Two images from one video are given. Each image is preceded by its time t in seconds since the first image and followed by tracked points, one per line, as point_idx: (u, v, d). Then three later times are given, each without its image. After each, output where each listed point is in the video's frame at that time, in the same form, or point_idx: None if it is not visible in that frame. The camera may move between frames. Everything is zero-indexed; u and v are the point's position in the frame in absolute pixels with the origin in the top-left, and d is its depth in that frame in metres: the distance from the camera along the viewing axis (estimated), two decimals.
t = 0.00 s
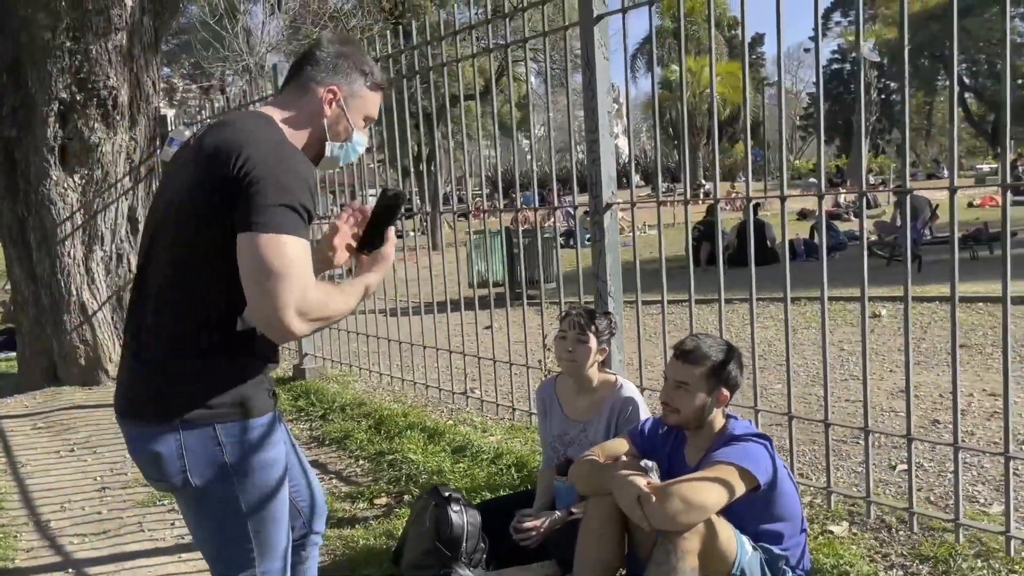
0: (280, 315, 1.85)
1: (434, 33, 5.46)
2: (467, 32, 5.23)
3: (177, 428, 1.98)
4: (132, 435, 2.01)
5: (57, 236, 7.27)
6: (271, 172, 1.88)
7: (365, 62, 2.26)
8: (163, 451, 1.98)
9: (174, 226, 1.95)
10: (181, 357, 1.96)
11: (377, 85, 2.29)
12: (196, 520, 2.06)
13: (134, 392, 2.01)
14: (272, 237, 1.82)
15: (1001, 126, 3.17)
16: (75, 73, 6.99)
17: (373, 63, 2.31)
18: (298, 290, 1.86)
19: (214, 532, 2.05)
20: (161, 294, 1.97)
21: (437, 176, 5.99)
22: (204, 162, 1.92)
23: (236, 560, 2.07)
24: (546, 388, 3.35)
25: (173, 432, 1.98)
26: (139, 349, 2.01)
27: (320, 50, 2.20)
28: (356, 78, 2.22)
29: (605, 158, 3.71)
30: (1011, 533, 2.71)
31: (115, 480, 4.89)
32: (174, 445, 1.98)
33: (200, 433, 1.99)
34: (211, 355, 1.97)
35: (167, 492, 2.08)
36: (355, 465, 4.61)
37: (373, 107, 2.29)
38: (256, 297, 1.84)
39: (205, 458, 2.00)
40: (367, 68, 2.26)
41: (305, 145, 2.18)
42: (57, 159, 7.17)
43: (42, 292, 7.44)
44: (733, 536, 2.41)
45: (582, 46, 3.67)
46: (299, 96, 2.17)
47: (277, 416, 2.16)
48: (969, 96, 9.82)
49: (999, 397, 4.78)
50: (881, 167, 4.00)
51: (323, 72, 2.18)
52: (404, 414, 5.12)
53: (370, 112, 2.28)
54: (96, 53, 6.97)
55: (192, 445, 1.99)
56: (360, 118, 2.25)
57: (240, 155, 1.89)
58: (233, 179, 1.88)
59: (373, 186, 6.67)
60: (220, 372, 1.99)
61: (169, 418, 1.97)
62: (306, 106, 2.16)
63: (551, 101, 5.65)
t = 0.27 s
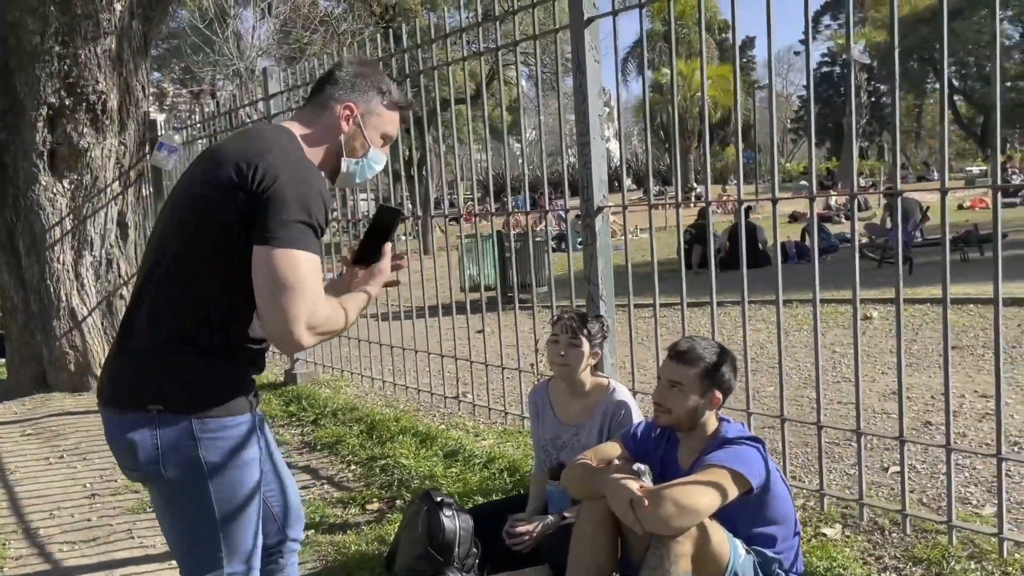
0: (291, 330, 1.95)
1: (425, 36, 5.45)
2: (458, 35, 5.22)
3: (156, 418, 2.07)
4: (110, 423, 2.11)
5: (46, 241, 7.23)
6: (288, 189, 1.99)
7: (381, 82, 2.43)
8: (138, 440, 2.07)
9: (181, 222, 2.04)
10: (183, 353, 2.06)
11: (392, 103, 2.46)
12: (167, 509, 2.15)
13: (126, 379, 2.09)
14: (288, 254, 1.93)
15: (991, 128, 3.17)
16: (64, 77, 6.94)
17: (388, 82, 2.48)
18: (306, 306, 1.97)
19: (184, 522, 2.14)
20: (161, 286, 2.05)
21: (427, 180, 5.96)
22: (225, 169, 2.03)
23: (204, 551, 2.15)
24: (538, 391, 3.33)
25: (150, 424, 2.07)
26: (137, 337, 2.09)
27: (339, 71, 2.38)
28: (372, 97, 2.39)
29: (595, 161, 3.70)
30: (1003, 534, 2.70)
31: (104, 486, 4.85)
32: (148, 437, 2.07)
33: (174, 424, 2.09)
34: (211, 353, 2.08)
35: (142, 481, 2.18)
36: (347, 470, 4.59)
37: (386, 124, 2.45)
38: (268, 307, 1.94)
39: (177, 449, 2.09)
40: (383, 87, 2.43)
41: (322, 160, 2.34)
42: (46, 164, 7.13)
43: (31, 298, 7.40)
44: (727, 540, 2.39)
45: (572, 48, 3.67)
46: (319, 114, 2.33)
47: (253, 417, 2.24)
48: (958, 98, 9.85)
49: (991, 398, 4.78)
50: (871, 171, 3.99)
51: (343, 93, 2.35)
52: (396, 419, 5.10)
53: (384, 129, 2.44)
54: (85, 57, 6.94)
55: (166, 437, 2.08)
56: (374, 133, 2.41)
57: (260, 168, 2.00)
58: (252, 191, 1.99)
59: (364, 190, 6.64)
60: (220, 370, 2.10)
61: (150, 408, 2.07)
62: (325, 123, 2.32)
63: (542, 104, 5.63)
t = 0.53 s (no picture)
0: (321, 335, 2.03)
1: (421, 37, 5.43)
2: (455, 36, 5.20)
3: (164, 409, 2.12)
4: (120, 411, 2.16)
5: (42, 243, 7.20)
6: (313, 191, 2.04)
7: (398, 87, 2.49)
8: (145, 429, 2.12)
9: (200, 211, 2.11)
10: (190, 347, 2.12)
11: (409, 107, 2.52)
12: (167, 502, 2.18)
13: (139, 362, 2.14)
14: (321, 262, 2.01)
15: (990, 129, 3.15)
16: (60, 79, 6.91)
17: (405, 86, 2.54)
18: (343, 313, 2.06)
19: (181, 516, 2.17)
20: (172, 280, 2.13)
21: (424, 182, 5.95)
22: (248, 174, 2.07)
23: (199, 547, 2.18)
24: (536, 393, 3.32)
25: (159, 414, 2.12)
26: (150, 320, 2.16)
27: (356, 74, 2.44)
28: (388, 101, 2.45)
29: (593, 162, 3.69)
30: (1003, 537, 2.69)
31: (100, 490, 4.83)
32: (156, 426, 2.12)
33: (183, 416, 2.13)
34: (215, 352, 2.15)
35: (146, 472, 2.22)
36: (343, 472, 4.57)
37: (403, 128, 2.51)
38: (299, 315, 2.02)
39: (183, 442, 2.13)
40: (400, 92, 2.49)
41: (339, 161, 2.42)
42: (42, 166, 7.12)
43: (27, 300, 7.38)
44: (725, 543, 2.38)
45: (569, 50, 3.66)
46: (337, 117, 2.40)
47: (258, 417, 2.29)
48: (954, 99, 9.86)
49: (989, 400, 4.78)
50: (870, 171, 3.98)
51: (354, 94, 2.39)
52: (393, 421, 5.08)
53: (400, 133, 2.51)
54: (81, 59, 6.91)
55: (173, 428, 2.13)
56: (390, 137, 2.48)
57: (284, 170, 2.05)
58: (275, 198, 2.04)
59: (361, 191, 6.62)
60: (223, 370, 2.17)
61: (159, 397, 2.12)
62: (343, 127, 2.40)
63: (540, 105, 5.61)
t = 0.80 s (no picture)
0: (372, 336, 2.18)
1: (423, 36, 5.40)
2: (457, 35, 5.17)
3: (182, 404, 2.11)
4: (137, 404, 2.16)
5: (44, 243, 7.18)
6: (346, 205, 2.10)
7: (410, 82, 2.50)
8: (163, 420, 2.11)
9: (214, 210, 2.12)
10: (209, 343, 2.12)
11: (421, 102, 2.54)
12: (179, 497, 2.17)
13: (153, 357, 2.14)
14: (368, 270, 2.13)
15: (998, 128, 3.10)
16: (62, 78, 6.89)
17: (417, 81, 2.55)
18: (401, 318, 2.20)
19: (193, 513, 2.15)
20: (190, 279, 2.12)
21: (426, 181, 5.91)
22: (278, 184, 2.07)
23: (209, 545, 2.16)
24: (538, 394, 3.28)
25: (176, 408, 2.11)
26: (165, 318, 2.15)
27: (369, 70, 2.46)
28: (400, 97, 2.47)
29: (596, 161, 3.65)
30: (1011, 541, 2.64)
31: (101, 491, 4.81)
32: (173, 418, 2.11)
33: (201, 412, 2.13)
34: (232, 351, 2.15)
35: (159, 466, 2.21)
36: (344, 474, 4.54)
37: (415, 123, 2.53)
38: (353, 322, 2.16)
39: (201, 438, 2.13)
40: (412, 87, 2.50)
41: (353, 157, 2.44)
42: (44, 165, 7.09)
43: (30, 300, 7.37)
44: (728, 547, 2.34)
45: (571, 48, 3.63)
46: (349, 112, 2.43)
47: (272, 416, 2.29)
48: (961, 99, 9.79)
49: (996, 401, 4.73)
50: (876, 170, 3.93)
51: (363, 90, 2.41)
52: (395, 421, 5.05)
53: (413, 127, 2.52)
54: (83, 58, 6.88)
55: (191, 421, 2.12)
56: (402, 132, 2.49)
57: (317, 182, 2.09)
58: (305, 211, 2.07)
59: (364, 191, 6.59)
60: (238, 369, 2.17)
61: (177, 393, 2.11)
62: (356, 123, 2.42)
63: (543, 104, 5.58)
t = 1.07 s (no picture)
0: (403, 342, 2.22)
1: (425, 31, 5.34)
2: (459, 30, 5.10)
3: (167, 401, 2.05)
4: (121, 399, 2.10)
5: (47, 239, 7.15)
6: (361, 213, 2.08)
7: (417, 89, 2.55)
8: (147, 417, 2.05)
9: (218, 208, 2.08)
10: (203, 341, 2.07)
11: (427, 109, 2.59)
12: (161, 497, 2.11)
13: (142, 353, 2.09)
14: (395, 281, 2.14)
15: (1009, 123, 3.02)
16: (65, 74, 6.86)
17: (423, 88, 2.60)
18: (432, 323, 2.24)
19: (174, 514, 2.09)
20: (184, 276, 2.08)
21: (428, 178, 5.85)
22: (288, 197, 2.04)
23: (189, 547, 2.10)
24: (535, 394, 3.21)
25: (161, 404, 2.05)
26: (157, 316, 2.10)
27: (376, 76, 2.50)
28: (407, 104, 2.51)
29: (596, 157, 3.58)
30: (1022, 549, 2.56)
31: (98, 490, 4.76)
32: (158, 415, 2.05)
33: (187, 410, 2.07)
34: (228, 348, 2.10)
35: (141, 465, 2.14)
36: (342, 474, 4.48)
37: (420, 129, 2.58)
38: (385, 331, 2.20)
39: (188, 437, 2.07)
40: (419, 94, 2.55)
41: (360, 162, 2.49)
42: (47, 162, 7.06)
43: (33, 297, 7.34)
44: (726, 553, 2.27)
45: (571, 41, 3.55)
46: (356, 118, 2.47)
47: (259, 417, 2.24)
48: (973, 96, 9.67)
49: (1007, 403, 4.63)
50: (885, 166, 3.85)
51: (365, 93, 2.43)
52: (395, 421, 4.99)
53: (418, 134, 2.57)
54: (86, 54, 6.84)
55: (176, 418, 2.06)
56: (408, 138, 2.54)
57: (331, 193, 2.06)
58: (318, 226, 2.05)
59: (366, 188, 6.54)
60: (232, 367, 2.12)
61: (164, 389, 2.05)
62: (364, 128, 2.46)
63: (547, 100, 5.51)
